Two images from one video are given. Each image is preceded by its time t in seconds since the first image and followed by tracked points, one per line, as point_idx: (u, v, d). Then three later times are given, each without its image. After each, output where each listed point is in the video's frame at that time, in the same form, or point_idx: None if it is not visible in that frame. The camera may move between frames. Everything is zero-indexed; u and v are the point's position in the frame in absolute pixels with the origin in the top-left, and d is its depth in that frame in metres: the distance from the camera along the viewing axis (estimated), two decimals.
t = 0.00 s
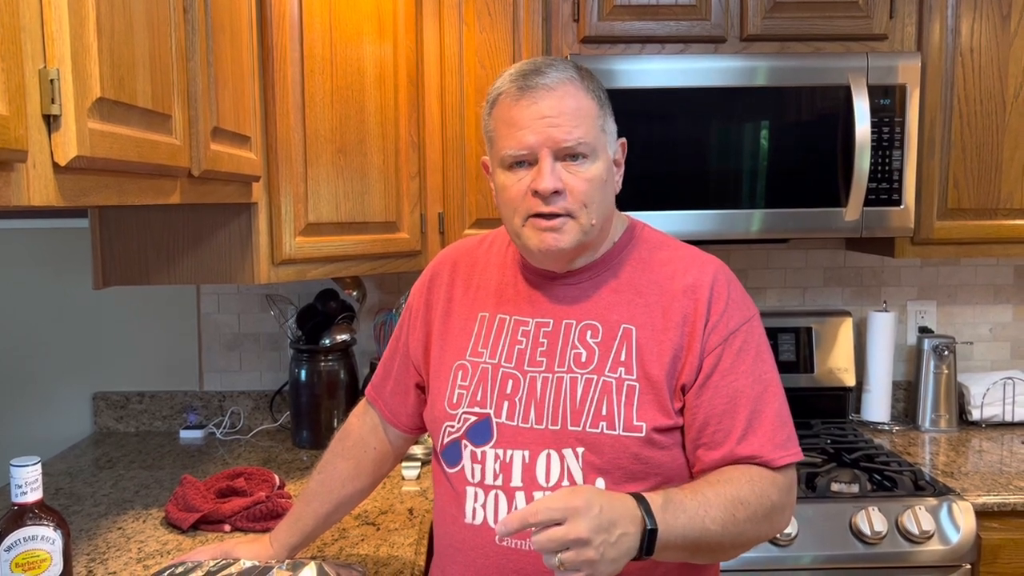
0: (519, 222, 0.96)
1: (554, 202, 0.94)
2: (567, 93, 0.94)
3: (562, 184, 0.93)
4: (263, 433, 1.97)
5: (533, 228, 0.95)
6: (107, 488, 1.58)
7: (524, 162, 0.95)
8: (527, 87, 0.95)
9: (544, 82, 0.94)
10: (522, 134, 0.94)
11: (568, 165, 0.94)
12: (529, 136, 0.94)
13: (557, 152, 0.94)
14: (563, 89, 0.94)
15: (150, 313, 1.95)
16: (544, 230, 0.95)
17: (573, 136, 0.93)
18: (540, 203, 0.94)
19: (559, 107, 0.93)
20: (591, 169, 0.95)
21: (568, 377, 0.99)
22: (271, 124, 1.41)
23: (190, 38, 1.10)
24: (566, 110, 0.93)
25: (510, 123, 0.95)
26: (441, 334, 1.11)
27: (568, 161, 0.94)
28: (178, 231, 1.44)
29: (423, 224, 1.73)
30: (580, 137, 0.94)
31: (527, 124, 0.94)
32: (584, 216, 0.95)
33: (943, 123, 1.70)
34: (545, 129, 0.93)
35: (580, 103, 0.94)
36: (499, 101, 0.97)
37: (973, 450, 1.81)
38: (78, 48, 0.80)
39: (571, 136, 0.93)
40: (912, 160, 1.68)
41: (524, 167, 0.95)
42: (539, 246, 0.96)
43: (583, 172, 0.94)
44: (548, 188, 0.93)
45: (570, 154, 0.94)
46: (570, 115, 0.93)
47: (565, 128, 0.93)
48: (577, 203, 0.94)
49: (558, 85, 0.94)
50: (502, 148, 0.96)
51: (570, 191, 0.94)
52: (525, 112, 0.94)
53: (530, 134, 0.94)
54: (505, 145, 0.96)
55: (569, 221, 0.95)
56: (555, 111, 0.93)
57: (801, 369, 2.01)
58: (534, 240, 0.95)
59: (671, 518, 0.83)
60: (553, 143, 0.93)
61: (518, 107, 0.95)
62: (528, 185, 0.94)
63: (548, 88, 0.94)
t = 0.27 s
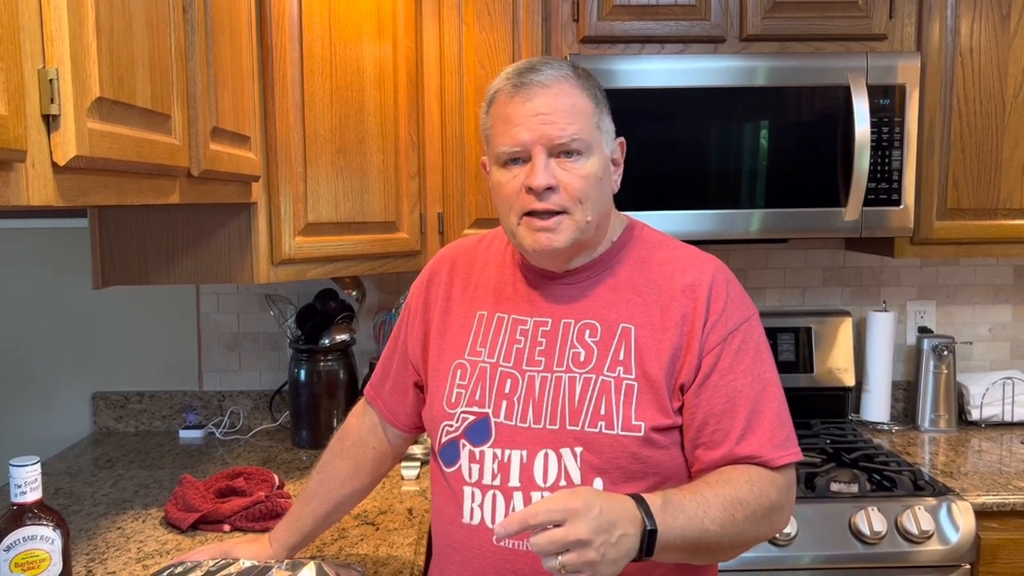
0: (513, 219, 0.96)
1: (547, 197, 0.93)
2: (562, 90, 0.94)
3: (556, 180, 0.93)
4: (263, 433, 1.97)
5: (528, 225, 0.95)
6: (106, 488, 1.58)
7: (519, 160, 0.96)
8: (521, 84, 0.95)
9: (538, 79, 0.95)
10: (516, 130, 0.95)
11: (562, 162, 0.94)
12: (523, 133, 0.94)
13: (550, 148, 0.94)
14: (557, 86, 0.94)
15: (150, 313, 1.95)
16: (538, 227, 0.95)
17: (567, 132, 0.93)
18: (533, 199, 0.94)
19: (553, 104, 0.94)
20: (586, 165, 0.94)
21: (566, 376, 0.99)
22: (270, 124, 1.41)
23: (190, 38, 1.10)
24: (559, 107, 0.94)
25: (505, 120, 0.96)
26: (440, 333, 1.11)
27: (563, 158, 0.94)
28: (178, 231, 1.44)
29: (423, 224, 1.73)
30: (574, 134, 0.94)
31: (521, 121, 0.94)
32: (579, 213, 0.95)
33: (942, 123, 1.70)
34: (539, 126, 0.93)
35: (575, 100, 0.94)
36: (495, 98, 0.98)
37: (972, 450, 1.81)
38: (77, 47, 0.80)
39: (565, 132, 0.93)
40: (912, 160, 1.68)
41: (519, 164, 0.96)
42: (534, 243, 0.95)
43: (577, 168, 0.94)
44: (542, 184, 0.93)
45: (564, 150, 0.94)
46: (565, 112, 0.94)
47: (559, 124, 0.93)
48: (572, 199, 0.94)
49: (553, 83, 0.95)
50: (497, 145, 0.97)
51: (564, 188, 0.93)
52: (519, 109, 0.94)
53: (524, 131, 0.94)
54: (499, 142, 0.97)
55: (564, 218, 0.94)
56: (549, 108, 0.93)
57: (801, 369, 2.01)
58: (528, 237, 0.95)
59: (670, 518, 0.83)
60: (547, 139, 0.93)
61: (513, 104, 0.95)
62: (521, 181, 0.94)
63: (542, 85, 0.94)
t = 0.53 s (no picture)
0: (489, 220, 0.98)
1: (512, 199, 0.95)
2: (533, 91, 0.94)
3: (522, 181, 0.94)
4: (263, 433, 1.97)
5: (501, 226, 0.97)
6: (106, 488, 1.58)
7: (492, 162, 0.97)
8: (495, 86, 0.96)
9: (511, 81, 0.96)
10: (488, 132, 0.96)
11: (530, 163, 0.95)
12: (493, 135, 0.96)
13: (518, 150, 0.95)
14: (528, 87, 0.95)
15: (150, 313, 1.95)
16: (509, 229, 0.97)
17: (534, 133, 0.94)
18: (501, 201, 0.95)
19: (522, 106, 0.94)
20: (553, 167, 0.94)
21: (564, 374, 0.99)
22: (270, 124, 1.41)
23: (190, 37, 1.10)
24: (528, 108, 0.94)
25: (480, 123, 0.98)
26: (439, 332, 1.11)
27: (532, 159, 0.95)
28: (178, 231, 1.44)
29: (423, 224, 1.73)
30: (540, 135, 0.94)
31: (492, 124, 0.96)
32: (547, 214, 0.95)
33: (943, 123, 1.71)
34: (506, 128, 0.95)
35: (546, 101, 0.94)
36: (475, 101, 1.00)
37: (972, 450, 1.81)
38: (77, 47, 0.80)
39: (531, 133, 0.94)
40: (911, 160, 1.68)
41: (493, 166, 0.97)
42: (507, 244, 0.97)
43: (545, 170, 0.94)
44: (506, 185, 0.94)
45: (533, 152, 0.94)
46: (534, 113, 0.94)
47: (527, 126, 0.94)
48: (538, 201, 0.94)
49: (525, 84, 0.95)
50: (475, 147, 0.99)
51: (530, 189, 0.94)
52: (492, 111, 0.96)
53: (494, 133, 0.96)
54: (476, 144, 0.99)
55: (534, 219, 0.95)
56: (517, 110, 0.94)
57: (801, 369, 2.01)
58: (501, 238, 0.98)
59: (686, 506, 0.81)
60: (514, 141, 0.94)
61: (487, 107, 0.97)
62: (491, 183, 0.96)
63: (514, 87, 0.95)
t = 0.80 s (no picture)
0: (521, 218, 0.96)
1: (555, 197, 0.93)
2: (570, 89, 0.95)
3: (565, 179, 0.93)
4: (263, 433, 1.97)
5: (536, 224, 0.95)
6: (107, 487, 1.58)
7: (526, 159, 0.95)
8: (529, 82, 0.95)
9: (546, 78, 0.95)
10: (524, 129, 0.94)
11: (570, 161, 0.94)
12: (532, 131, 0.94)
13: (559, 147, 0.94)
14: (564, 85, 0.95)
15: (151, 312, 1.95)
16: (545, 226, 0.94)
17: (575, 131, 0.94)
18: (543, 198, 0.93)
19: (560, 103, 0.94)
20: (592, 165, 0.94)
21: (564, 374, 0.99)
22: (271, 123, 1.41)
23: (191, 37, 1.10)
24: (568, 105, 0.94)
25: (512, 119, 0.95)
26: (439, 332, 1.11)
27: (570, 157, 0.94)
28: (178, 231, 1.45)
29: (423, 224, 1.74)
30: (581, 132, 0.94)
31: (529, 120, 0.94)
32: (585, 213, 0.95)
33: (943, 123, 1.71)
34: (548, 124, 0.93)
35: (582, 99, 0.95)
36: (500, 97, 0.98)
37: (972, 450, 1.81)
38: (78, 47, 0.80)
39: (573, 130, 0.93)
40: (911, 160, 1.68)
41: (526, 163, 0.95)
42: (541, 242, 0.95)
43: (583, 167, 0.94)
44: (551, 182, 0.92)
45: (572, 149, 0.94)
46: (573, 110, 0.94)
47: (568, 123, 0.93)
48: (579, 199, 0.94)
49: (561, 81, 0.95)
50: (504, 144, 0.97)
51: (572, 187, 0.93)
52: (527, 106, 0.94)
53: (532, 129, 0.94)
54: (507, 140, 0.96)
55: (572, 217, 0.94)
56: (556, 107, 0.94)
57: (800, 369, 2.01)
58: (535, 235, 0.95)
59: (649, 476, 0.83)
60: (555, 138, 0.93)
61: (519, 102, 0.95)
62: (530, 180, 0.94)
63: (551, 84, 0.95)
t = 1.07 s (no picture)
0: (524, 225, 0.96)
1: (557, 205, 0.94)
2: (573, 95, 0.94)
3: (568, 188, 0.93)
4: (263, 433, 1.97)
5: (539, 231, 0.96)
6: (107, 487, 1.58)
7: (529, 166, 0.95)
8: (531, 89, 0.95)
9: (548, 85, 0.94)
10: (526, 136, 0.94)
11: (573, 169, 0.94)
12: (534, 140, 0.94)
13: (562, 155, 0.93)
14: (567, 92, 0.94)
15: (151, 312, 1.95)
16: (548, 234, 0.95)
17: (578, 138, 0.93)
18: (545, 207, 0.94)
19: (563, 110, 0.93)
20: (595, 173, 0.95)
21: (565, 375, 0.99)
22: (272, 123, 1.42)
23: (192, 37, 1.11)
24: (571, 112, 0.93)
25: (515, 126, 0.95)
26: (439, 332, 1.11)
27: (573, 165, 0.94)
28: (179, 231, 1.45)
29: (423, 224, 1.74)
30: (585, 140, 0.94)
31: (532, 127, 0.94)
32: (587, 221, 0.95)
33: (942, 123, 1.71)
34: (551, 133, 0.93)
35: (585, 105, 0.94)
36: (502, 102, 0.97)
37: (972, 450, 1.81)
38: (79, 46, 0.81)
39: (576, 138, 0.93)
40: (912, 161, 1.68)
41: (529, 171, 0.96)
42: (545, 250, 0.96)
43: (586, 176, 0.94)
44: (554, 192, 0.93)
45: (575, 157, 0.94)
46: (576, 117, 0.93)
47: (571, 130, 0.93)
48: (582, 208, 0.94)
49: (563, 88, 0.94)
50: (506, 151, 0.96)
51: (575, 196, 0.94)
52: (530, 114, 0.94)
53: (535, 137, 0.94)
54: (509, 148, 0.96)
55: (575, 225, 0.95)
56: (560, 114, 0.93)
57: (801, 369, 2.01)
58: (539, 242, 0.96)
59: (677, 489, 0.81)
60: (558, 146, 0.93)
61: (520, 109, 0.95)
62: (533, 188, 0.94)
63: (553, 91, 0.94)
